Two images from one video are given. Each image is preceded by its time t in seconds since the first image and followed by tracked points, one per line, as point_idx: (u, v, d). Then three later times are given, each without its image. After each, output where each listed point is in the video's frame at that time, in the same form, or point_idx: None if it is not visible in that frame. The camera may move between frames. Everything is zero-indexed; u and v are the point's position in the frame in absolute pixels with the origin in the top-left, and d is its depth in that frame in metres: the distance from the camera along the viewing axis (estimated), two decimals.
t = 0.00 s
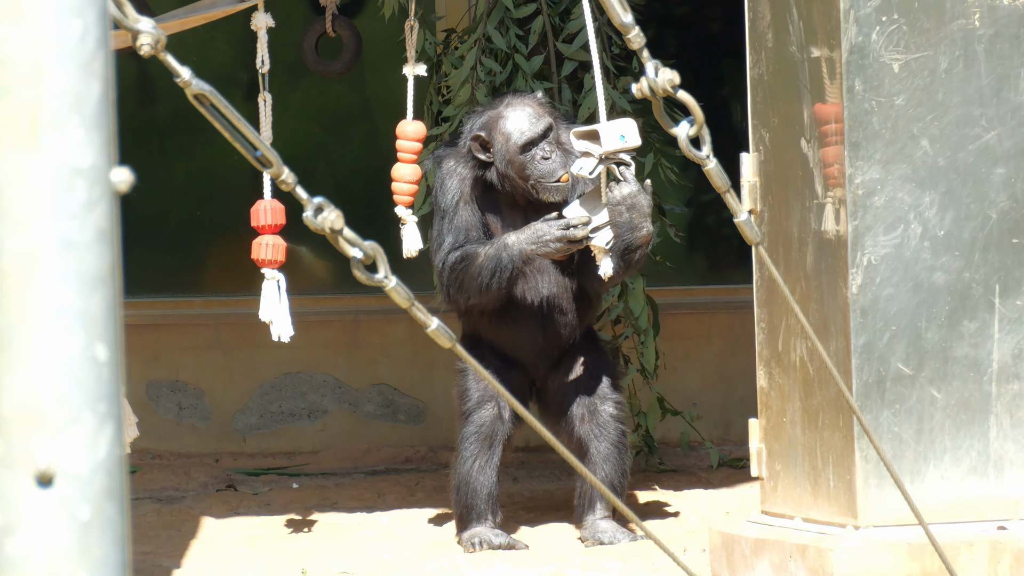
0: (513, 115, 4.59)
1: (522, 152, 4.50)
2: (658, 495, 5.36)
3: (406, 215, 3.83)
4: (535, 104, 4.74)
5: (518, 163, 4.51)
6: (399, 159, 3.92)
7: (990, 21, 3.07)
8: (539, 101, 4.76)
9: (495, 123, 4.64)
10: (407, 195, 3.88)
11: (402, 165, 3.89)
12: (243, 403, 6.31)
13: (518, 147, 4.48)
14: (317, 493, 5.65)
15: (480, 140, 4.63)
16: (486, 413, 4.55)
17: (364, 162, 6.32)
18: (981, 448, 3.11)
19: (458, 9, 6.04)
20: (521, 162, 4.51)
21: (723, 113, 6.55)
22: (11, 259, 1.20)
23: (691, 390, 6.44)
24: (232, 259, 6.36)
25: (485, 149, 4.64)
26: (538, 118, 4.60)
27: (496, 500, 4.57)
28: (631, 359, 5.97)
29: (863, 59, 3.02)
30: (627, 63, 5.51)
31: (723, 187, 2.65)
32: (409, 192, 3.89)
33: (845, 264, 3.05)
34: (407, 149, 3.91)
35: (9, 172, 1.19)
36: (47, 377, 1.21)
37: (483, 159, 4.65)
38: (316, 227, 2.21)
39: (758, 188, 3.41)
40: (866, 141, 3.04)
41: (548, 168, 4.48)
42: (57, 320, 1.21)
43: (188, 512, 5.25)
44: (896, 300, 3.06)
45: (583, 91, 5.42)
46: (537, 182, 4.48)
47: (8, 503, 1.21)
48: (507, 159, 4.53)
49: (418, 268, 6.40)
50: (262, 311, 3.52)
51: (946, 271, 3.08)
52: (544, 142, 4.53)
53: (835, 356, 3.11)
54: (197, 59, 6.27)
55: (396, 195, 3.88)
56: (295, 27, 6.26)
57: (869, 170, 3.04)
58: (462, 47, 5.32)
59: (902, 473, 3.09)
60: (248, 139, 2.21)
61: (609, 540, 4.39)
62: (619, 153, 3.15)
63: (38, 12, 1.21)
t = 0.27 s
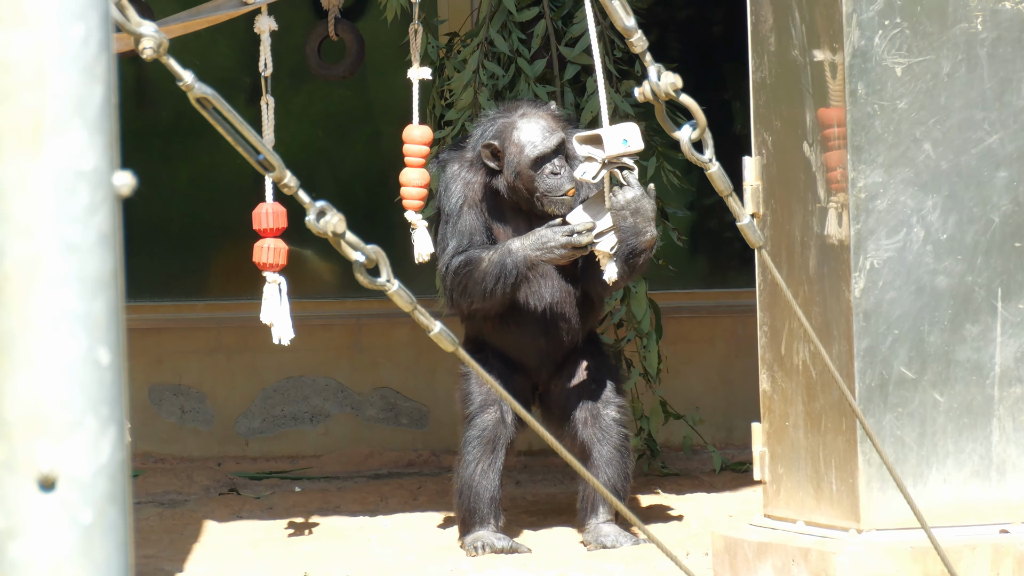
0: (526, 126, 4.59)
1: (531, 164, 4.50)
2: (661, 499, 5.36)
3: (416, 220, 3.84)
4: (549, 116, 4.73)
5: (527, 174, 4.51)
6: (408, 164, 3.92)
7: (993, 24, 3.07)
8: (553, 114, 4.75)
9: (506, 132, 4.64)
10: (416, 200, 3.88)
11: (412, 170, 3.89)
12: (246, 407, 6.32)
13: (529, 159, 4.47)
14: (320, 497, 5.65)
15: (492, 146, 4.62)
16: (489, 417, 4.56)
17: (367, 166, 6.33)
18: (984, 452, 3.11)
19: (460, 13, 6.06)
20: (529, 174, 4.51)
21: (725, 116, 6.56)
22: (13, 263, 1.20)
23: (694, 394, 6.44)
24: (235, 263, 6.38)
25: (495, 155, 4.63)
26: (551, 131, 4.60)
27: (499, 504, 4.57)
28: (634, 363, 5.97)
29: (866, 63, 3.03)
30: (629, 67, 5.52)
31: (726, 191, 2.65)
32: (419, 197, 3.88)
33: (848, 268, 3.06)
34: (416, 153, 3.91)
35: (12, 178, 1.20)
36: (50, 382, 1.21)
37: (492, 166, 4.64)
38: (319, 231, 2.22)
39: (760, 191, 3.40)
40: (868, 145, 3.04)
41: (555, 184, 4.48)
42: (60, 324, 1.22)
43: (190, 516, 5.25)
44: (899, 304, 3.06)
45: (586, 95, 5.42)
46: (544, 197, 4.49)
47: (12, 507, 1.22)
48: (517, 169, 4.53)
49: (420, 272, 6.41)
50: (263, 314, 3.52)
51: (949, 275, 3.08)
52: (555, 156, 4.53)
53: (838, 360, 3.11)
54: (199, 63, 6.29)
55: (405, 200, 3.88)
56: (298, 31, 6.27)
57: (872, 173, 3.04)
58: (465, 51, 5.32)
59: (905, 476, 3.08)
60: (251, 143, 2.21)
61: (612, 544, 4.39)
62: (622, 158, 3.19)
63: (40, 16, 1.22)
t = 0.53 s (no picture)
0: (525, 139, 4.49)
1: (521, 181, 4.41)
2: (664, 502, 5.36)
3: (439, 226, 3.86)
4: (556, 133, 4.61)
5: (517, 190, 4.44)
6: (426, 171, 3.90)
7: (995, 27, 3.07)
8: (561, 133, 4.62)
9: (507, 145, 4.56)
10: (437, 206, 3.88)
11: (430, 176, 3.88)
12: (249, 410, 6.33)
13: (517, 177, 4.39)
14: (323, 500, 5.65)
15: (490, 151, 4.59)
16: (492, 420, 4.55)
17: (370, 170, 6.34)
18: (986, 455, 3.11)
19: (463, 16, 6.06)
20: (521, 189, 4.44)
21: (728, 120, 6.56)
22: (15, 266, 1.21)
23: (696, 397, 6.44)
24: (239, 266, 6.39)
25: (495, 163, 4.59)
26: (551, 151, 4.46)
27: (502, 506, 4.57)
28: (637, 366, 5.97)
29: (868, 66, 3.03)
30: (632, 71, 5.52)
31: (728, 194, 2.66)
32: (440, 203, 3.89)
33: (850, 271, 3.06)
34: (434, 159, 3.88)
35: (13, 180, 1.21)
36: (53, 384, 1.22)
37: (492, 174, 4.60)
38: (322, 234, 2.22)
39: (763, 195, 3.40)
40: (871, 148, 3.04)
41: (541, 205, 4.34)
42: (62, 327, 1.23)
43: (193, 519, 5.26)
44: (902, 307, 3.06)
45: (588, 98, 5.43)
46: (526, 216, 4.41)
47: (15, 510, 1.22)
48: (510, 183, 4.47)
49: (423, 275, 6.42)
50: (269, 318, 3.53)
51: (951, 278, 3.08)
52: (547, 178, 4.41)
53: (840, 363, 3.10)
54: (202, 66, 6.30)
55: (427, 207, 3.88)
56: (301, 34, 6.28)
57: (874, 177, 3.05)
58: (467, 54, 5.33)
59: (907, 480, 3.08)
60: (254, 146, 2.22)
61: (615, 547, 4.38)
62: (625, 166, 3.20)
63: (42, 19, 1.22)
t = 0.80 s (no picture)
0: (507, 194, 4.35)
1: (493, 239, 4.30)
2: (664, 505, 5.36)
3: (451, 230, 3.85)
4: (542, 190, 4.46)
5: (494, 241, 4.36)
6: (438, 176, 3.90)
7: (997, 31, 3.08)
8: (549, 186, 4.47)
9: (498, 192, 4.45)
10: (449, 210, 3.87)
11: (441, 181, 3.87)
12: (250, 413, 6.33)
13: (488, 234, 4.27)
14: (324, 503, 5.65)
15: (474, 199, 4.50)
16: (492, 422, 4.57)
17: (372, 173, 6.34)
18: (987, 458, 3.11)
19: (465, 19, 6.07)
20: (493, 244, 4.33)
21: (729, 123, 6.56)
22: (17, 271, 1.21)
23: (698, 400, 6.44)
24: (241, 270, 6.39)
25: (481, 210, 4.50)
26: (528, 211, 4.31)
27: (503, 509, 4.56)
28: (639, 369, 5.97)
29: (870, 69, 3.03)
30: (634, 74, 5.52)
31: (729, 198, 2.66)
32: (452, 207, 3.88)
33: (852, 274, 3.06)
34: (445, 164, 3.89)
35: (16, 185, 1.20)
36: (55, 388, 1.22)
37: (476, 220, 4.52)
38: (323, 237, 2.23)
39: (764, 199, 3.45)
40: (873, 151, 3.04)
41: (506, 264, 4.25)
42: (64, 330, 1.23)
43: (194, 522, 5.26)
44: (903, 310, 3.06)
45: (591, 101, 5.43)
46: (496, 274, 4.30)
47: (17, 514, 1.23)
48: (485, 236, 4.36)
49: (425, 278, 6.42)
50: (276, 323, 3.53)
51: (952, 281, 3.08)
52: (520, 239, 4.27)
53: (841, 367, 3.11)
54: (204, 69, 6.31)
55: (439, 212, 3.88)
56: (304, 38, 6.29)
57: (876, 180, 3.05)
58: (470, 58, 5.33)
59: (909, 483, 3.08)
60: (256, 149, 2.22)
61: (615, 549, 4.38)
62: (619, 165, 3.23)
63: (46, 23, 1.23)
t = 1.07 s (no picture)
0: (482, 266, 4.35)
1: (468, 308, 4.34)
2: (663, 507, 5.36)
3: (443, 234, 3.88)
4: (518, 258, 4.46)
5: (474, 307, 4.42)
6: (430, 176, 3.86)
7: (995, 33, 3.08)
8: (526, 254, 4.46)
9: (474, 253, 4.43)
10: (441, 212, 3.86)
11: (434, 183, 3.84)
12: (249, 414, 6.33)
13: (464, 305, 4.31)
14: (323, 505, 5.65)
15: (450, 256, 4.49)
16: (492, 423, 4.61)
17: (371, 175, 6.34)
18: (986, 460, 3.11)
19: (465, 21, 6.07)
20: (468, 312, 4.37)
21: (728, 125, 6.57)
22: (16, 274, 1.21)
23: (696, 402, 6.44)
24: (240, 272, 6.37)
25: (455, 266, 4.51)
26: (504, 286, 4.33)
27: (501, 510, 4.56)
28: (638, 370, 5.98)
29: (869, 71, 3.04)
30: (633, 76, 5.51)
31: (727, 199, 2.66)
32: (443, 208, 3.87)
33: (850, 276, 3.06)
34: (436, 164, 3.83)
35: (15, 187, 1.21)
36: (54, 391, 1.23)
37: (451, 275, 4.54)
38: (322, 239, 2.23)
39: (763, 199, 3.41)
40: (872, 152, 3.04)
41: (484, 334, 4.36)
42: (64, 332, 1.23)
43: (193, 523, 5.26)
44: (902, 312, 3.06)
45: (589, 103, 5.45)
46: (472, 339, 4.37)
47: (17, 517, 1.24)
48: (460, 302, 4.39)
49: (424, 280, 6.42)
50: (276, 325, 3.54)
51: (950, 283, 3.08)
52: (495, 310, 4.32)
53: (840, 369, 3.11)
54: (203, 71, 6.32)
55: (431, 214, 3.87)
56: (303, 39, 6.30)
57: (874, 182, 3.05)
58: (468, 59, 5.34)
59: (908, 485, 3.08)
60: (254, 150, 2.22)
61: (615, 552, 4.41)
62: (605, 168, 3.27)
63: (45, 25, 1.23)
